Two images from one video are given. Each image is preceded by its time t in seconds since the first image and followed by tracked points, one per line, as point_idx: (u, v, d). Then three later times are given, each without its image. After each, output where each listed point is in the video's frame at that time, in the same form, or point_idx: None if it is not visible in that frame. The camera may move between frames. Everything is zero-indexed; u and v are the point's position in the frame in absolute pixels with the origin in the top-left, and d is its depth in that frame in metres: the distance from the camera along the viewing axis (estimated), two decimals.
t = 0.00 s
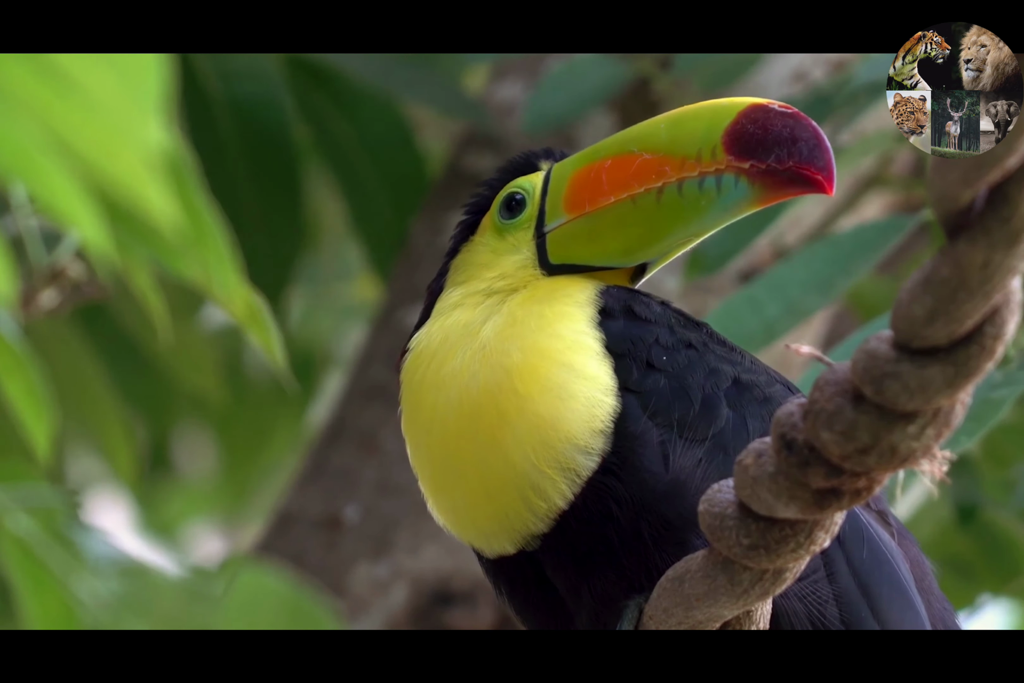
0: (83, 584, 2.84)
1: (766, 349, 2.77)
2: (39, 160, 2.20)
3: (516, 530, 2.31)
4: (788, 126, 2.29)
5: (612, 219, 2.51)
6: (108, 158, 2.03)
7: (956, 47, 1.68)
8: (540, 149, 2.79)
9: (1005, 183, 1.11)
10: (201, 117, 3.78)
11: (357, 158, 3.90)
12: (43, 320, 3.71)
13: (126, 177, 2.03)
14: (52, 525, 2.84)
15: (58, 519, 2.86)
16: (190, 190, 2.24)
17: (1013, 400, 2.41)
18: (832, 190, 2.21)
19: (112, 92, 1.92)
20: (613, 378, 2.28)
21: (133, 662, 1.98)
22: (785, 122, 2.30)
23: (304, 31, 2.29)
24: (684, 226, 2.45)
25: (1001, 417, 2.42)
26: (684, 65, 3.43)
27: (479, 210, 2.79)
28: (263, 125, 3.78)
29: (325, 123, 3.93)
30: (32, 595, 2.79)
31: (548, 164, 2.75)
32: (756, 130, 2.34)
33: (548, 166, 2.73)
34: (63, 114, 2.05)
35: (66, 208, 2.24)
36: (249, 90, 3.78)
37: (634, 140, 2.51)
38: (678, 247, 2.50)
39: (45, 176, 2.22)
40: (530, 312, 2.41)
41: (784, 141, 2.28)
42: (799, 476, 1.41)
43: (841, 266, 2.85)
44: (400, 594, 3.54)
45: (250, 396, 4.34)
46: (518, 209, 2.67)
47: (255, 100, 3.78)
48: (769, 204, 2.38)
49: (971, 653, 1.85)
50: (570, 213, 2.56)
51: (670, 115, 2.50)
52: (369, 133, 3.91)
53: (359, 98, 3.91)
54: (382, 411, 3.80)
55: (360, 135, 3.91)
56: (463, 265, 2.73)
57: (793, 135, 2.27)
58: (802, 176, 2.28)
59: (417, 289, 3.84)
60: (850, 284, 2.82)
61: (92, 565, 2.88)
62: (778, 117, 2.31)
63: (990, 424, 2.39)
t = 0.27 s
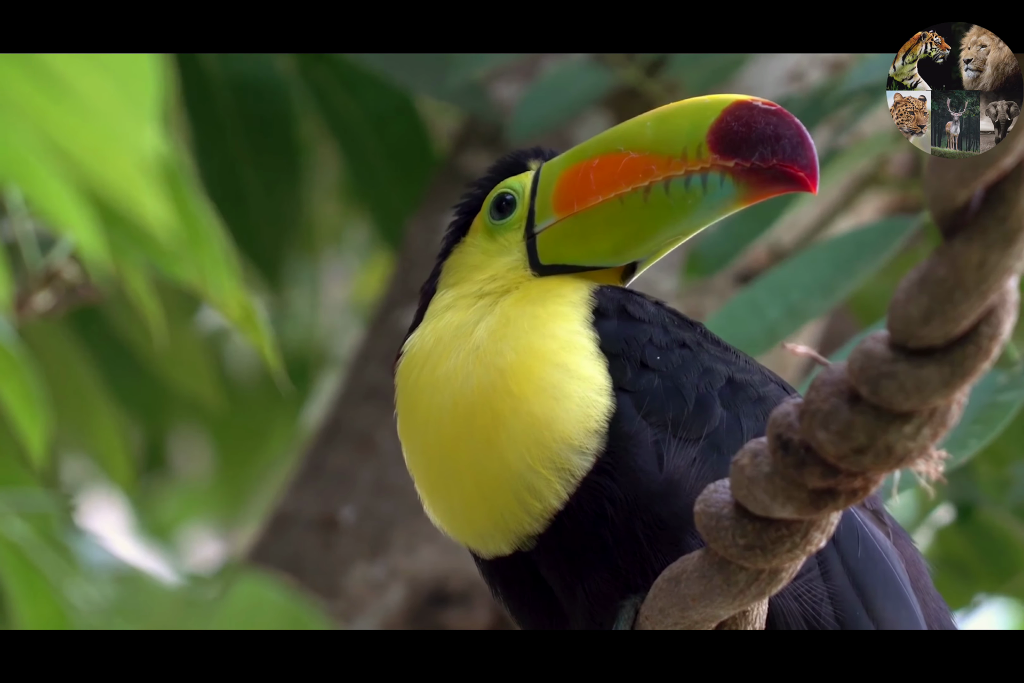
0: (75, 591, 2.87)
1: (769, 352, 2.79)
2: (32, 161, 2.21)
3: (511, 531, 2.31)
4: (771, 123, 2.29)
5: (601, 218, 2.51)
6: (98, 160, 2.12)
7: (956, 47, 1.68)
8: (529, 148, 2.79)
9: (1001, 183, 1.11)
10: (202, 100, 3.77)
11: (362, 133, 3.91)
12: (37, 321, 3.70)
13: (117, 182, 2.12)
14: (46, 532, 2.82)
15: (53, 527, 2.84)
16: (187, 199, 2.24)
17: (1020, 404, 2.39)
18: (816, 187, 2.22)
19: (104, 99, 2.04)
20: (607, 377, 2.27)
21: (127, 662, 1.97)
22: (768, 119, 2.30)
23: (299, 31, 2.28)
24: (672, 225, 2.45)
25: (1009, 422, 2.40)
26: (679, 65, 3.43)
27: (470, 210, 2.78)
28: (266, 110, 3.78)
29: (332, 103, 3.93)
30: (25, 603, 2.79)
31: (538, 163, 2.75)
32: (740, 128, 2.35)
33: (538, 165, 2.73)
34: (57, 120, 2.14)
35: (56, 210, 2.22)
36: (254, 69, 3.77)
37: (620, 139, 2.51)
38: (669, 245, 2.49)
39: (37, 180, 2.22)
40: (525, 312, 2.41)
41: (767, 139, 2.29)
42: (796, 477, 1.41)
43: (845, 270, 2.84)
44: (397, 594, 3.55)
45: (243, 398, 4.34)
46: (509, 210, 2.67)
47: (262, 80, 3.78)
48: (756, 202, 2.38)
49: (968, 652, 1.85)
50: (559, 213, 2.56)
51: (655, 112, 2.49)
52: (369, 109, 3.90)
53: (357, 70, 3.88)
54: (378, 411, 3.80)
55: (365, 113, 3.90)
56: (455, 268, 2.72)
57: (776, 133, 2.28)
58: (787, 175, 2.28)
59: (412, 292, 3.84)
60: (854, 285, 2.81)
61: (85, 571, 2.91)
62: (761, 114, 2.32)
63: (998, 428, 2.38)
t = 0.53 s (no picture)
0: (77, 587, 2.88)
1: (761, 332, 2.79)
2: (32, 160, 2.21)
3: (509, 530, 2.31)
4: (763, 125, 2.29)
5: (595, 219, 2.51)
6: (100, 158, 2.12)
7: (956, 48, 1.68)
8: (523, 148, 2.79)
9: (998, 183, 1.11)
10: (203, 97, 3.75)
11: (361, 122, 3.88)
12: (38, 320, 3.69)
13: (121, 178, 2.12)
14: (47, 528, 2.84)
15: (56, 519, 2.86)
16: (187, 198, 2.24)
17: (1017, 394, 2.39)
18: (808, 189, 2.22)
19: (108, 98, 2.03)
20: (605, 377, 2.27)
21: (124, 663, 1.97)
22: (760, 121, 2.30)
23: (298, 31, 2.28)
24: (666, 226, 2.45)
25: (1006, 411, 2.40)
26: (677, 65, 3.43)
27: (465, 211, 2.78)
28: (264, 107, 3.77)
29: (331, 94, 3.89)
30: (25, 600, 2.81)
31: (531, 163, 2.75)
32: (731, 130, 2.35)
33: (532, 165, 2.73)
34: (58, 118, 2.13)
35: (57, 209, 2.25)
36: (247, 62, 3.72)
37: (613, 140, 2.51)
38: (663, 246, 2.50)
39: (38, 180, 2.24)
40: (522, 312, 2.41)
41: (759, 141, 2.29)
42: (793, 477, 1.41)
43: (835, 256, 2.84)
44: (394, 594, 3.55)
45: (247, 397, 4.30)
46: (504, 211, 2.67)
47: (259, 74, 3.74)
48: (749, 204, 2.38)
49: (965, 653, 1.85)
50: (554, 215, 2.56)
51: (648, 112, 2.49)
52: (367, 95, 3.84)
53: (356, 60, 3.81)
54: (376, 411, 3.79)
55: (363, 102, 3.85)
56: (451, 270, 2.72)
57: (768, 134, 2.28)
58: (778, 177, 2.29)
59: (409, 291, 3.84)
60: (847, 272, 2.81)
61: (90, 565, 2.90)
62: (752, 116, 2.31)
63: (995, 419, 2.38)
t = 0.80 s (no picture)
0: (64, 587, 2.85)
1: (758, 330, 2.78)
2: (23, 153, 2.14)
3: (507, 529, 2.31)
4: (757, 126, 2.30)
5: (590, 219, 2.51)
6: (92, 154, 2.02)
7: (956, 47, 1.68)
8: (517, 147, 2.79)
9: (996, 183, 1.11)
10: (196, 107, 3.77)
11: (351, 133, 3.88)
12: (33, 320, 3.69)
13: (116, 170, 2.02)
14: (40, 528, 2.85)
15: (40, 521, 2.94)
16: (179, 191, 2.24)
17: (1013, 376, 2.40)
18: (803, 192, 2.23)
19: (100, 92, 1.92)
20: (603, 376, 2.27)
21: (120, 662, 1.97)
22: (754, 121, 2.31)
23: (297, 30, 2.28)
24: (661, 227, 2.45)
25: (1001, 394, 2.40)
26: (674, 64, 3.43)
27: (460, 210, 2.78)
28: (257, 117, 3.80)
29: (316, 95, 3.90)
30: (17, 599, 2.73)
31: (526, 162, 2.75)
32: (725, 131, 2.35)
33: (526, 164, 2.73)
34: (48, 109, 2.02)
35: (49, 205, 2.19)
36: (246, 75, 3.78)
37: (607, 139, 2.51)
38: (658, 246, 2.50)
39: (30, 175, 2.17)
40: (520, 311, 2.41)
41: (754, 142, 2.30)
42: (792, 476, 1.41)
43: (831, 253, 2.83)
44: (392, 593, 3.55)
45: (240, 406, 4.29)
46: (499, 211, 2.67)
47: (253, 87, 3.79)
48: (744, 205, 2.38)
49: (964, 652, 1.85)
50: (549, 215, 2.56)
51: (641, 111, 2.49)
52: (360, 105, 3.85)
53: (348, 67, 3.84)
54: (373, 411, 3.78)
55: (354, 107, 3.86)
56: (447, 271, 2.72)
57: (762, 135, 2.28)
58: (772, 178, 2.29)
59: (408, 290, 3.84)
60: (843, 268, 2.81)
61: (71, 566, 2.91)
62: (746, 116, 2.32)
63: (990, 401, 2.37)
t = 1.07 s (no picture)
0: (63, 591, 2.80)
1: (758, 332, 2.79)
2: (20, 159, 2.18)
3: (507, 529, 2.31)
4: (754, 130, 2.30)
5: (587, 221, 2.51)
6: (89, 162, 2.04)
7: (956, 48, 1.67)
8: (513, 147, 2.78)
9: (995, 183, 1.11)
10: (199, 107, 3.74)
11: (357, 126, 3.86)
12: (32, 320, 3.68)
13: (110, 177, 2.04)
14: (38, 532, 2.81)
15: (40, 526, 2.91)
16: (176, 197, 2.22)
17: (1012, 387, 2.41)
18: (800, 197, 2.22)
19: (93, 98, 1.95)
20: (602, 375, 2.27)
21: (119, 662, 1.97)
22: (750, 126, 2.31)
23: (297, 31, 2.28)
24: (658, 230, 2.45)
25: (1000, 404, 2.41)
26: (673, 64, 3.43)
27: (457, 210, 2.78)
28: (257, 113, 3.76)
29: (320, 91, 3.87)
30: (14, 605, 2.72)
31: (522, 162, 2.75)
32: (721, 134, 2.35)
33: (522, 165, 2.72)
34: (46, 117, 2.05)
35: (46, 209, 2.25)
36: (246, 71, 3.73)
37: (603, 140, 2.51)
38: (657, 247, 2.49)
39: (28, 183, 2.21)
40: (519, 310, 2.41)
41: (750, 147, 2.29)
42: (792, 475, 1.41)
43: (832, 256, 2.84)
44: (392, 593, 3.55)
45: (241, 404, 4.25)
46: (496, 211, 2.66)
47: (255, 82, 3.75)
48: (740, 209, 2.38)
49: (964, 652, 1.85)
50: (546, 216, 2.56)
51: (637, 112, 2.49)
52: (365, 103, 3.85)
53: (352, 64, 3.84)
54: (373, 411, 3.78)
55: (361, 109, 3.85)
56: (445, 271, 2.72)
57: (759, 141, 2.28)
58: (768, 183, 2.28)
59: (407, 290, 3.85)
60: (843, 272, 2.81)
61: (71, 571, 2.86)
62: (743, 120, 2.32)
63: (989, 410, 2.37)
